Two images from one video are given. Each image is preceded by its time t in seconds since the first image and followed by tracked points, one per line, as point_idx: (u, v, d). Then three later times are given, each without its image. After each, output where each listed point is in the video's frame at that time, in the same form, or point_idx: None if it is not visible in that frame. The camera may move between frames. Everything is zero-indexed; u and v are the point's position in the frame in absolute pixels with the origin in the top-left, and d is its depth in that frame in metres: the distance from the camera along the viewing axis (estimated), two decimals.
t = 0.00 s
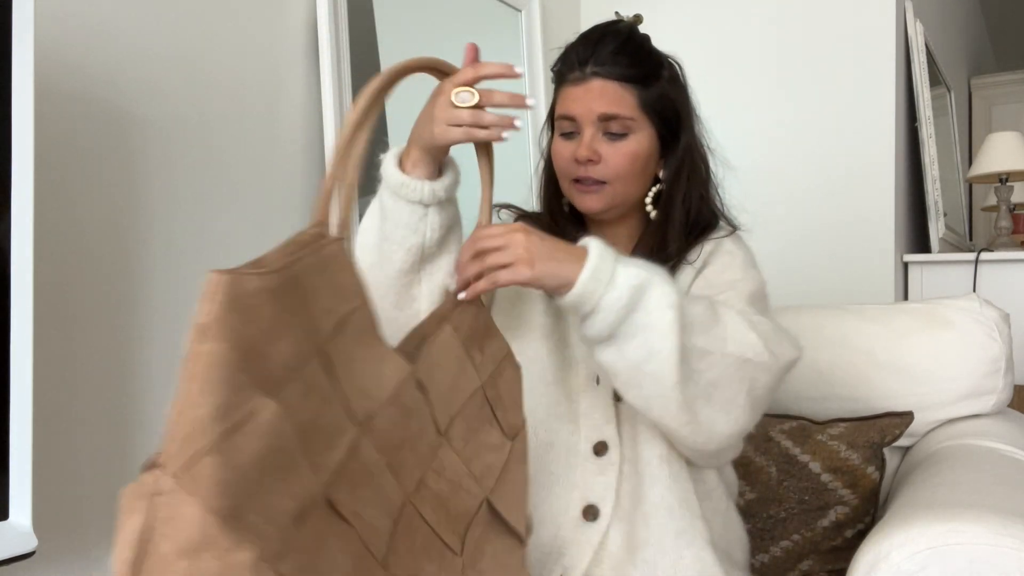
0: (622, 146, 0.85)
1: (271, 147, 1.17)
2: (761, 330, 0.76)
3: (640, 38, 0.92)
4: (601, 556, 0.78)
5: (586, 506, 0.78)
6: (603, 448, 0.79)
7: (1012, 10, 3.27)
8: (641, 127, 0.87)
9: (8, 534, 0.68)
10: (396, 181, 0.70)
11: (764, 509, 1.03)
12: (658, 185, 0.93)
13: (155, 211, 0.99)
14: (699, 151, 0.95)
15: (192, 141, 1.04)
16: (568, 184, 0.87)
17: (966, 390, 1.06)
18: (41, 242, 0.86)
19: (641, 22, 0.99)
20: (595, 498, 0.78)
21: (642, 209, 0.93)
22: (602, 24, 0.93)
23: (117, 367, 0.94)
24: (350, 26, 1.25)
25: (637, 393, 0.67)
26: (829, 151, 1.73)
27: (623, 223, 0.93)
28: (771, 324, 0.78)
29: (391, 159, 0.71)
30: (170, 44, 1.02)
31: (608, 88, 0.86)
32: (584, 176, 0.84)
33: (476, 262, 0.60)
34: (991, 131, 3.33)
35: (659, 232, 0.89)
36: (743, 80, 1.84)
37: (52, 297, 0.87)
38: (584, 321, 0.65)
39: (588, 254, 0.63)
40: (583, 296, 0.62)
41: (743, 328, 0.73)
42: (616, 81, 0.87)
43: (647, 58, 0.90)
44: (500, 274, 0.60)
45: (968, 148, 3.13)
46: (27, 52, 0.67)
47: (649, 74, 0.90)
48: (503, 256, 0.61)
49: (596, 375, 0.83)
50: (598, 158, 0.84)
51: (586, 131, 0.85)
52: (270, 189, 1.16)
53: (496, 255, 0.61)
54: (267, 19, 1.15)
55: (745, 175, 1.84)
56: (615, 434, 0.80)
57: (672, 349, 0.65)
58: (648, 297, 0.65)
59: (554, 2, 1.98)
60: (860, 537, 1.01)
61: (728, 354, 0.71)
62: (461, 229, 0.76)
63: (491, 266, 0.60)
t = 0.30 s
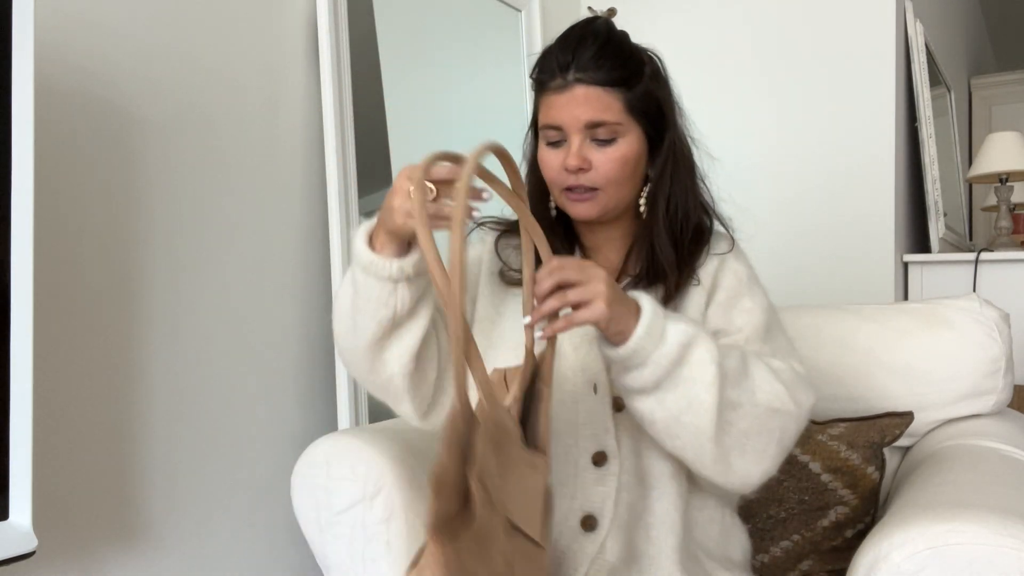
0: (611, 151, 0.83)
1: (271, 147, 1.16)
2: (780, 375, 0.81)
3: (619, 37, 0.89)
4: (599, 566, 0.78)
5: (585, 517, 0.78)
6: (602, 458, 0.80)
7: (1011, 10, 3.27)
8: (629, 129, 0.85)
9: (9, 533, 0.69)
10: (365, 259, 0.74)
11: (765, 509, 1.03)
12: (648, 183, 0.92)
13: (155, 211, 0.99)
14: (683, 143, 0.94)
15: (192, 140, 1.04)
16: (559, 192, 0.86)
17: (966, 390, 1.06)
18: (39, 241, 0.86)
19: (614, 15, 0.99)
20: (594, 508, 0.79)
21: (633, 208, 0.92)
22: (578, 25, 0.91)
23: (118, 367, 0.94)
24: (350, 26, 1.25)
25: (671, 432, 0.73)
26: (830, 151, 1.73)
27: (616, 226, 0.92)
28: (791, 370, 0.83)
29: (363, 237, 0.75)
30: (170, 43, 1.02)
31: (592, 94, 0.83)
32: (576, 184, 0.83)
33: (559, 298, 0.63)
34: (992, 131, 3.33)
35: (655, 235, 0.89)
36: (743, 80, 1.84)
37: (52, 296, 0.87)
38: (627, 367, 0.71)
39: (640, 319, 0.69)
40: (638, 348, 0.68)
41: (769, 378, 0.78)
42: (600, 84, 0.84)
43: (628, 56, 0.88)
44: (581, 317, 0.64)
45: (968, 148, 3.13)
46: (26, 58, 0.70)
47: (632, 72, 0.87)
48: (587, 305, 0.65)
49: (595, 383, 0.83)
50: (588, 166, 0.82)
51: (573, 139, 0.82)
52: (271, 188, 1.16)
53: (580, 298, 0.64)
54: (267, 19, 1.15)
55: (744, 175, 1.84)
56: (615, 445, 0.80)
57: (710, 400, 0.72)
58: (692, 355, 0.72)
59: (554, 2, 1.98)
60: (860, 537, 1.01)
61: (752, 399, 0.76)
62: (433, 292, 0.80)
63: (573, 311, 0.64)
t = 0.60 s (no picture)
0: (602, 156, 0.81)
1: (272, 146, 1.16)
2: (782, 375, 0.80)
3: (604, 40, 0.88)
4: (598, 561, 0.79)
5: (586, 517, 0.77)
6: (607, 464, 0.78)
7: (1011, 10, 3.27)
8: (618, 134, 0.83)
9: (9, 532, 0.69)
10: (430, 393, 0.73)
11: (764, 509, 1.03)
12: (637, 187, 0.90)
13: (155, 210, 0.99)
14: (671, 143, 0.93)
15: (192, 140, 1.04)
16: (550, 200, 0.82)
17: (966, 390, 1.06)
18: (39, 239, 0.86)
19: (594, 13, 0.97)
20: (596, 511, 0.77)
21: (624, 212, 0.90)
22: (559, 27, 0.90)
23: (119, 366, 0.94)
24: (351, 26, 1.25)
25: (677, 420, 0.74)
26: (830, 151, 1.73)
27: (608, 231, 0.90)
28: (794, 372, 0.83)
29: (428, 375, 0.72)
30: (170, 43, 1.03)
31: (581, 98, 0.81)
32: (569, 191, 0.80)
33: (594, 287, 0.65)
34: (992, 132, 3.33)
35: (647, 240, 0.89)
36: (742, 80, 1.84)
37: (51, 295, 0.87)
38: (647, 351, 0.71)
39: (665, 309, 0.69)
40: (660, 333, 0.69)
41: (775, 377, 0.78)
42: (588, 87, 0.82)
43: (614, 57, 0.87)
44: (608, 301, 0.66)
45: (968, 148, 3.13)
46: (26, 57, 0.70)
47: (619, 73, 0.86)
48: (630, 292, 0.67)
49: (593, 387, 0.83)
50: (580, 171, 0.79)
51: (563, 146, 0.80)
52: (271, 189, 1.16)
53: (614, 288, 0.66)
54: (266, 19, 1.15)
55: (744, 175, 1.85)
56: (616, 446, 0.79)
57: (716, 397, 0.73)
58: (708, 351, 0.72)
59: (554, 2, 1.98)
60: (860, 537, 1.01)
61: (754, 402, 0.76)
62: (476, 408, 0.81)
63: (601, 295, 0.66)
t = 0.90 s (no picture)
0: (594, 166, 0.81)
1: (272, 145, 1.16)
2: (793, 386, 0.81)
3: (593, 46, 0.86)
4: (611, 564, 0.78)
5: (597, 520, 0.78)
6: (613, 466, 0.80)
7: (1011, 10, 3.27)
8: (610, 141, 0.82)
9: (9, 533, 0.69)
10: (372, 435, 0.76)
11: (764, 509, 1.03)
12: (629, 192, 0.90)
13: (154, 210, 0.99)
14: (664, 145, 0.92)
15: (191, 140, 1.04)
16: (544, 207, 0.84)
17: (966, 390, 1.06)
18: (39, 239, 0.86)
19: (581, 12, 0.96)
20: (606, 513, 0.78)
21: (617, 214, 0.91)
22: (547, 30, 0.88)
23: (118, 366, 0.94)
24: (351, 25, 1.25)
25: (747, 449, 0.76)
26: (830, 151, 1.73)
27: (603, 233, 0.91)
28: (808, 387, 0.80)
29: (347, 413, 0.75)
30: (169, 43, 1.02)
31: (569, 109, 0.81)
32: (560, 201, 0.81)
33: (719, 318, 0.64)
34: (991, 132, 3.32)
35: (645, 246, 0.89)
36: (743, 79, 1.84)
37: (51, 294, 0.87)
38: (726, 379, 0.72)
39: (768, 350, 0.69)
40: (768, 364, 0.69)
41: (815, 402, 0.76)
42: (577, 97, 0.81)
43: (603, 61, 0.85)
44: (717, 336, 0.64)
45: (967, 148, 3.13)
46: (26, 54, 0.70)
47: (610, 77, 0.85)
48: (750, 340, 0.65)
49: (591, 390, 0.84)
50: (570, 183, 0.80)
51: (553, 158, 0.80)
52: (272, 188, 1.16)
53: (733, 327, 0.64)
54: (266, 19, 1.15)
55: (744, 175, 1.85)
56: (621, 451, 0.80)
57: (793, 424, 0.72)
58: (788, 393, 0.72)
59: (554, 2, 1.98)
60: (860, 537, 1.01)
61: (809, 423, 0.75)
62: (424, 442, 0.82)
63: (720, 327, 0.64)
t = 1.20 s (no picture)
0: (585, 184, 0.81)
1: (273, 146, 1.16)
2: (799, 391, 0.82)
3: (582, 59, 0.84)
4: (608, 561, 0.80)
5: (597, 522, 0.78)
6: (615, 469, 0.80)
7: (1010, 10, 3.27)
8: (600, 158, 0.82)
9: (9, 532, 0.69)
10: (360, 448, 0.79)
11: (765, 509, 1.04)
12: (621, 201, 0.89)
13: (155, 210, 0.99)
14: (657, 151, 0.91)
15: (191, 140, 1.04)
16: (537, 222, 0.85)
17: (966, 390, 1.06)
18: (39, 239, 0.86)
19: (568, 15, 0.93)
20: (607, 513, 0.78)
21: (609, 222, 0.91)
22: (535, 41, 0.86)
23: (118, 365, 0.94)
24: (350, 25, 1.25)
25: (781, 436, 0.77)
26: (830, 151, 1.73)
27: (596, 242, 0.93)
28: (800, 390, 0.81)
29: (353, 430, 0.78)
30: (169, 42, 1.02)
31: (559, 130, 0.79)
32: (553, 218, 0.82)
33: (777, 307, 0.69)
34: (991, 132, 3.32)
35: (637, 255, 0.88)
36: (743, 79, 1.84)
37: (51, 294, 0.87)
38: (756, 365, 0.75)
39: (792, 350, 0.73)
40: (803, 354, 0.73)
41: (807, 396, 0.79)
42: (567, 118, 0.79)
43: (594, 75, 0.83)
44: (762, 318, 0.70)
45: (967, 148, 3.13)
46: (27, 53, 0.70)
47: (600, 93, 0.83)
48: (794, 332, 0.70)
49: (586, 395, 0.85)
50: (562, 202, 0.80)
51: (543, 178, 0.80)
52: (272, 188, 1.16)
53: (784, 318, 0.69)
54: (266, 19, 1.15)
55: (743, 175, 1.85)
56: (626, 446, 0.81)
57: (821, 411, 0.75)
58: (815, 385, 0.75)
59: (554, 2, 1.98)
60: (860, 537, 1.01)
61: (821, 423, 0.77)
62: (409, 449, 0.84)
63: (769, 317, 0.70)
